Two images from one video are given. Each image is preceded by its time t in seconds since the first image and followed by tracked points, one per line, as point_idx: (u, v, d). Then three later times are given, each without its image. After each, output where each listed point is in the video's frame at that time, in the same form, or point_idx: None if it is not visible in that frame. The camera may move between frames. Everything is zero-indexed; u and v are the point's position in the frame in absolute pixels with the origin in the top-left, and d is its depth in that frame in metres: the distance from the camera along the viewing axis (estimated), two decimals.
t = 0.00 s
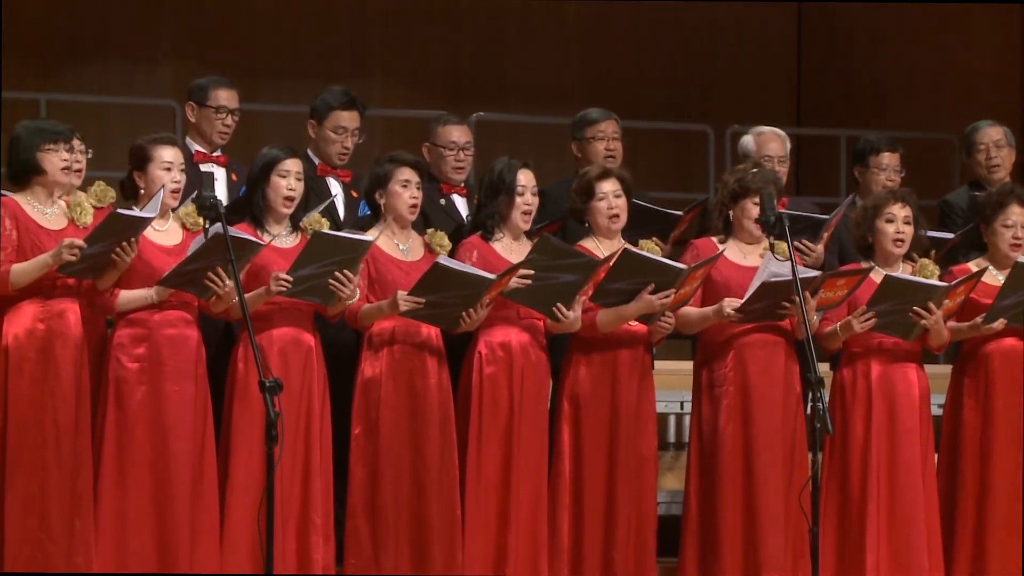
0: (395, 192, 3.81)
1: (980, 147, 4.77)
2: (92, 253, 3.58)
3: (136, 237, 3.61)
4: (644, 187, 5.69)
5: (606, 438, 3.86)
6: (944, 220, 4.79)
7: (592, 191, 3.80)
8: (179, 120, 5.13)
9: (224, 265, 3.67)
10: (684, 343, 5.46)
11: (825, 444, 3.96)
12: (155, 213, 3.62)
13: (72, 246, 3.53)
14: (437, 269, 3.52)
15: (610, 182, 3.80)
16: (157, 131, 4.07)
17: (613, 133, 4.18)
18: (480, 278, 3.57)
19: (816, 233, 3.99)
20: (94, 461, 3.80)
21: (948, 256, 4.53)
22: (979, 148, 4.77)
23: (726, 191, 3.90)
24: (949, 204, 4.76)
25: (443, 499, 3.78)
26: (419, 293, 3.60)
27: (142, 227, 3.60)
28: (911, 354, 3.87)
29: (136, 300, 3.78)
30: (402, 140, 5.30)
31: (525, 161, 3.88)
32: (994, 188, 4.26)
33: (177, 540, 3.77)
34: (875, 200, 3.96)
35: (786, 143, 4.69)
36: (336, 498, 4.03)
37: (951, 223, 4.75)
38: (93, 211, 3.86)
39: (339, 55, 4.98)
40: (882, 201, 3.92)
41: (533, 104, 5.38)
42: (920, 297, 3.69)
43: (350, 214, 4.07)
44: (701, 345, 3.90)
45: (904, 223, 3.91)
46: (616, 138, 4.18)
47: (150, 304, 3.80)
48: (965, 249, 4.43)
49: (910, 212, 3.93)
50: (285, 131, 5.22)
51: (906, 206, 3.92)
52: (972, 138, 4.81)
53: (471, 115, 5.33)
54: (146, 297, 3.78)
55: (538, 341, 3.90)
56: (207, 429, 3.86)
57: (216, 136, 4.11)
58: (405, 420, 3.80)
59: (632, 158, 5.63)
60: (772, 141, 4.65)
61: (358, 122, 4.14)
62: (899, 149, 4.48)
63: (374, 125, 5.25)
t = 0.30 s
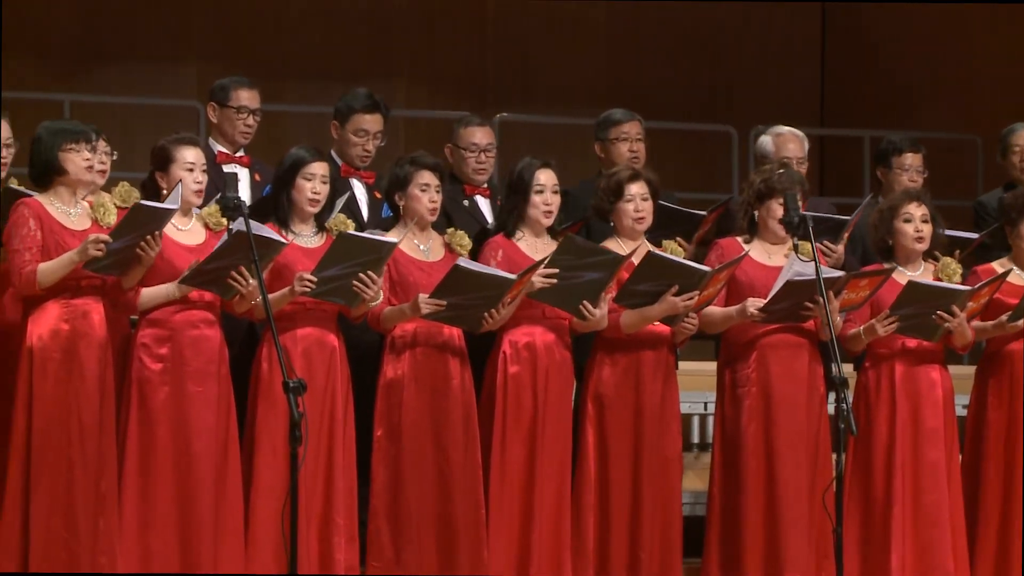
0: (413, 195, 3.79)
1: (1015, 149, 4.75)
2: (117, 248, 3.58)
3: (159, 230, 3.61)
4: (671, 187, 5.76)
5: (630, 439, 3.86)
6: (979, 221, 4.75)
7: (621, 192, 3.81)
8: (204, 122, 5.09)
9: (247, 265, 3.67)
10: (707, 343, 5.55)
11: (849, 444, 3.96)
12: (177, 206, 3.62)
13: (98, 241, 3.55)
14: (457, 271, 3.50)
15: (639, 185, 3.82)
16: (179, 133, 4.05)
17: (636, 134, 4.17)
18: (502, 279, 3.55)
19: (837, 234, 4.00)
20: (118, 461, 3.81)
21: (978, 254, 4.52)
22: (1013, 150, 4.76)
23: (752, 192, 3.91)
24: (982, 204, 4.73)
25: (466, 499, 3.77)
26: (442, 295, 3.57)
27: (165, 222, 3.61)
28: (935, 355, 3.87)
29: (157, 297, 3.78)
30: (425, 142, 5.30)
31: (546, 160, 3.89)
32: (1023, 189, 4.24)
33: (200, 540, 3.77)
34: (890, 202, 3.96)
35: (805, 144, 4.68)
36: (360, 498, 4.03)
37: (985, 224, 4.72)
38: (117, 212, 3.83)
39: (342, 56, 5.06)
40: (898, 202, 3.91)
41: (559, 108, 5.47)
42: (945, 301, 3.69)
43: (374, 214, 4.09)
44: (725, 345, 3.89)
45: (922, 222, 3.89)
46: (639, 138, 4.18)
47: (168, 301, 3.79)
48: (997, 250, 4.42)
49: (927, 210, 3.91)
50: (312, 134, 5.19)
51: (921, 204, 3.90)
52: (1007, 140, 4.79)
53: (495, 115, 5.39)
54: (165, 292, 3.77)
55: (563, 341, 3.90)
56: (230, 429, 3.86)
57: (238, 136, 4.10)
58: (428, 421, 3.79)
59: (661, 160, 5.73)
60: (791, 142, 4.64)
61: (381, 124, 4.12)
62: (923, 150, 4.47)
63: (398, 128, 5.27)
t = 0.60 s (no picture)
0: (435, 197, 3.78)
1: None
2: (143, 248, 3.58)
3: (184, 231, 3.60)
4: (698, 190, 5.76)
5: (657, 440, 3.86)
6: (1001, 221, 4.75)
7: (650, 193, 3.82)
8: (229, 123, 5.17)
9: (273, 267, 3.67)
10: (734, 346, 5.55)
11: (876, 445, 3.96)
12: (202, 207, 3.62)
13: (124, 240, 3.55)
14: (483, 272, 3.49)
15: (668, 187, 3.82)
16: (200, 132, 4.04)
17: (663, 136, 4.16)
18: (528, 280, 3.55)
19: (863, 236, 3.99)
20: (144, 461, 3.81)
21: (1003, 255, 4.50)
22: None
23: (776, 194, 3.90)
24: (1005, 204, 4.72)
25: (492, 501, 3.77)
26: (467, 297, 3.56)
27: (191, 222, 3.58)
28: (961, 356, 3.86)
29: (178, 294, 3.76)
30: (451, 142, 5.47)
31: (573, 161, 3.89)
32: None
33: (225, 542, 3.77)
34: (915, 206, 3.93)
35: (823, 143, 4.63)
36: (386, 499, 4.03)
37: (1007, 223, 4.73)
38: (142, 214, 3.82)
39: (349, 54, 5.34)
40: (924, 207, 3.89)
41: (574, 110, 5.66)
42: (970, 304, 3.67)
43: (400, 215, 4.09)
44: (750, 346, 3.89)
45: (948, 229, 3.87)
46: (665, 140, 4.17)
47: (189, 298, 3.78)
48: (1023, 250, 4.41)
49: (952, 215, 3.89)
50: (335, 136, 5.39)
51: (947, 210, 3.88)
52: None
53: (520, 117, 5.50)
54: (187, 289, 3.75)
55: (588, 343, 3.90)
56: (256, 432, 3.85)
57: (262, 138, 4.10)
58: (453, 423, 3.79)
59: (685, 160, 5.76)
60: (809, 141, 4.60)
61: (406, 126, 4.13)
62: (947, 151, 4.48)
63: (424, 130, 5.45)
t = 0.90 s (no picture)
0: (462, 199, 3.78)
1: None
2: (171, 249, 3.58)
3: (212, 232, 3.59)
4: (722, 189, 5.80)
5: (683, 440, 3.86)
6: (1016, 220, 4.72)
7: (677, 195, 3.82)
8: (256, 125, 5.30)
9: (300, 267, 3.67)
10: (760, 346, 5.62)
11: (902, 446, 3.96)
12: (229, 208, 3.62)
13: (151, 241, 3.54)
14: (511, 271, 3.50)
15: (694, 188, 3.82)
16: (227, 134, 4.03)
17: (689, 138, 4.16)
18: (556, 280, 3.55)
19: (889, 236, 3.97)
20: (171, 461, 3.81)
21: None
22: None
23: (802, 195, 3.89)
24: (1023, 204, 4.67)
25: (517, 502, 3.77)
26: (495, 295, 3.57)
27: (218, 223, 3.58)
28: (988, 356, 3.86)
29: (203, 301, 3.77)
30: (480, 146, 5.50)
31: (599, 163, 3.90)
32: None
33: (252, 543, 3.76)
34: (945, 206, 3.93)
35: (842, 141, 4.57)
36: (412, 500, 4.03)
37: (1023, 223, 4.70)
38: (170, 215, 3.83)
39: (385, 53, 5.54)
40: (954, 207, 3.89)
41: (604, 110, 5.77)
42: (1000, 302, 3.67)
43: (427, 217, 4.09)
44: (777, 346, 3.89)
45: (978, 228, 3.87)
46: (692, 142, 4.17)
47: (216, 306, 3.79)
48: None
49: (983, 215, 3.89)
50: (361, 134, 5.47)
51: (977, 210, 3.88)
52: None
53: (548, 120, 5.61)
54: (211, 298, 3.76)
55: (613, 344, 3.89)
56: (282, 433, 3.85)
57: (291, 138, 4.11)
58: (479, 423, 3.79)
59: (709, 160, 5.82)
60: (828, 140, 4.53)
61: (433, 127, 4.12)
62: (975, 152, 4.46)
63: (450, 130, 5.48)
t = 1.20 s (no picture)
0: (492, 195, 3.78)
1: None
2: (194, 249, 3.58)
3: (235, 231, 3.59)
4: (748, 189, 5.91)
5: (705, 442, 3.86)
6: None
7: (695, 196, 3.82)
8: (278, 125, 5.47)
9: (323, 265, 3.67)
10: (783, 345, 5.50)
11: (925, 446, 3.96)
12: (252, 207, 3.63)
13: (175, 240, 3.55)
14: (537, 270, 3.51)
15: (713, 187, 3.83)
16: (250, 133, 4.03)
17: (713, 138, 4.16)
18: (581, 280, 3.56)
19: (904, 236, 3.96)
20: (194, 461, 3.82)
21: None
22: None
23: (824, 194, 3.88)
24: None
25: (539, 503, 3.77)
26: (521, 295, 3.57)
27: (242, 222, 3.59)
28: (1011, 357, 3.86)
29: (226, 300, 3.76)
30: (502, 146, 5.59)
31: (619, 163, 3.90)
32: None
33: (274, 544, 3.76)
34: (972, 205, 3.93)
35: (858, 140, 4.52)
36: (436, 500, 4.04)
37: None
38: (194, 215, 3.83)
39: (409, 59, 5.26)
40: (981, 206, 3.89)
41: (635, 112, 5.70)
42: (1022, 304, 3.67)
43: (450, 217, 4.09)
44: (798, 346, 3.89)
45: (1004, 228, 3.87)
46: (716, 142, 4.17)
47: (239, 305, 3.78)
48: None
49: (1010, 214, 3.89)
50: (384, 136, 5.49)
51: (1004, 209, 3.88)
52: None
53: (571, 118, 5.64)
54: (235, 297, 3.75)
55: (634, 344, 3.89)
56: (304, 433, 3.85)
57: (314, 136, 4.10)
58: (503, 424, 3.80)
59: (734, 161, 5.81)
60: (843, 139, 4.49)
61: (456, 126, 4.12)
62: (997, 151, 4.45)
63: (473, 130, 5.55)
